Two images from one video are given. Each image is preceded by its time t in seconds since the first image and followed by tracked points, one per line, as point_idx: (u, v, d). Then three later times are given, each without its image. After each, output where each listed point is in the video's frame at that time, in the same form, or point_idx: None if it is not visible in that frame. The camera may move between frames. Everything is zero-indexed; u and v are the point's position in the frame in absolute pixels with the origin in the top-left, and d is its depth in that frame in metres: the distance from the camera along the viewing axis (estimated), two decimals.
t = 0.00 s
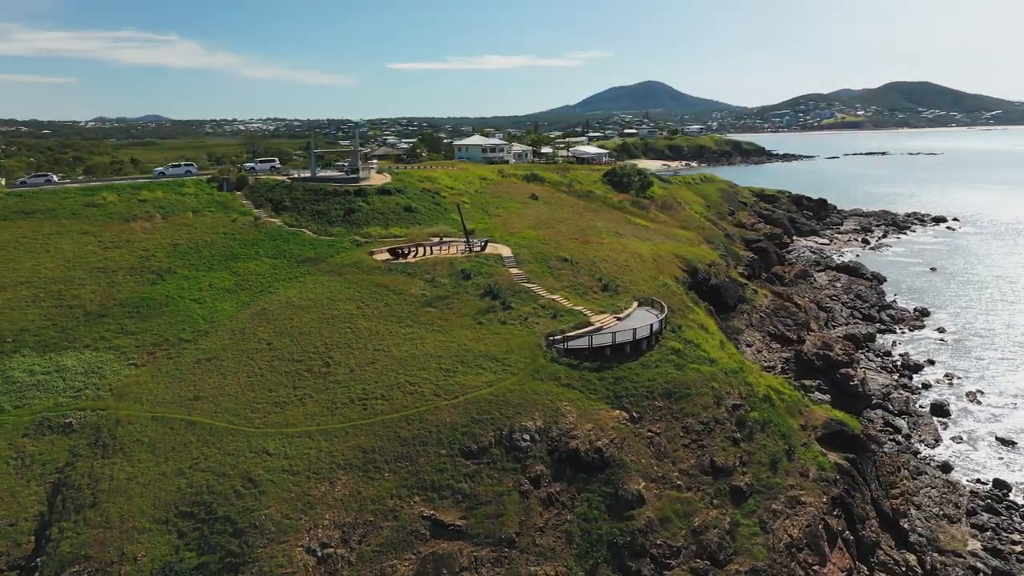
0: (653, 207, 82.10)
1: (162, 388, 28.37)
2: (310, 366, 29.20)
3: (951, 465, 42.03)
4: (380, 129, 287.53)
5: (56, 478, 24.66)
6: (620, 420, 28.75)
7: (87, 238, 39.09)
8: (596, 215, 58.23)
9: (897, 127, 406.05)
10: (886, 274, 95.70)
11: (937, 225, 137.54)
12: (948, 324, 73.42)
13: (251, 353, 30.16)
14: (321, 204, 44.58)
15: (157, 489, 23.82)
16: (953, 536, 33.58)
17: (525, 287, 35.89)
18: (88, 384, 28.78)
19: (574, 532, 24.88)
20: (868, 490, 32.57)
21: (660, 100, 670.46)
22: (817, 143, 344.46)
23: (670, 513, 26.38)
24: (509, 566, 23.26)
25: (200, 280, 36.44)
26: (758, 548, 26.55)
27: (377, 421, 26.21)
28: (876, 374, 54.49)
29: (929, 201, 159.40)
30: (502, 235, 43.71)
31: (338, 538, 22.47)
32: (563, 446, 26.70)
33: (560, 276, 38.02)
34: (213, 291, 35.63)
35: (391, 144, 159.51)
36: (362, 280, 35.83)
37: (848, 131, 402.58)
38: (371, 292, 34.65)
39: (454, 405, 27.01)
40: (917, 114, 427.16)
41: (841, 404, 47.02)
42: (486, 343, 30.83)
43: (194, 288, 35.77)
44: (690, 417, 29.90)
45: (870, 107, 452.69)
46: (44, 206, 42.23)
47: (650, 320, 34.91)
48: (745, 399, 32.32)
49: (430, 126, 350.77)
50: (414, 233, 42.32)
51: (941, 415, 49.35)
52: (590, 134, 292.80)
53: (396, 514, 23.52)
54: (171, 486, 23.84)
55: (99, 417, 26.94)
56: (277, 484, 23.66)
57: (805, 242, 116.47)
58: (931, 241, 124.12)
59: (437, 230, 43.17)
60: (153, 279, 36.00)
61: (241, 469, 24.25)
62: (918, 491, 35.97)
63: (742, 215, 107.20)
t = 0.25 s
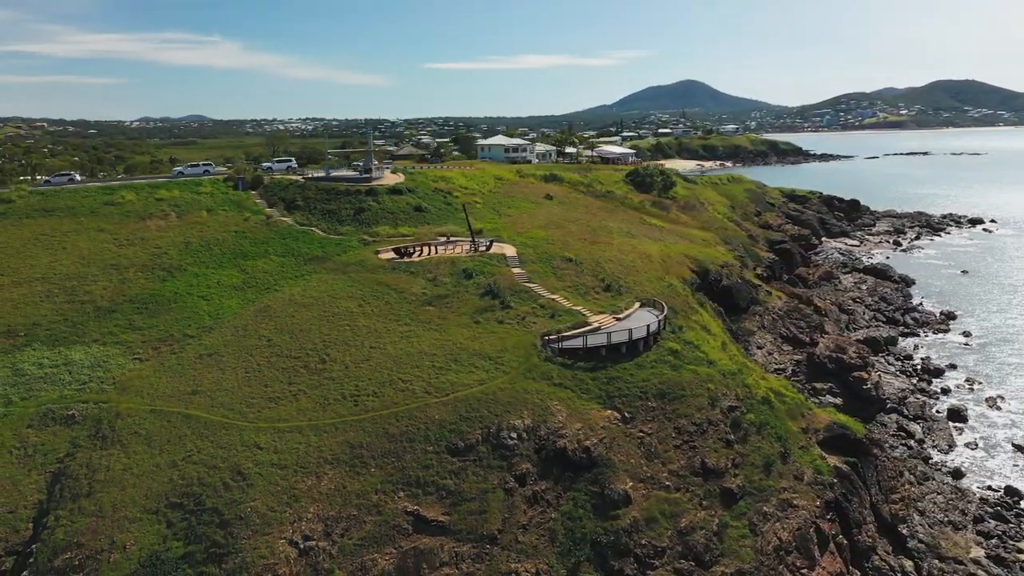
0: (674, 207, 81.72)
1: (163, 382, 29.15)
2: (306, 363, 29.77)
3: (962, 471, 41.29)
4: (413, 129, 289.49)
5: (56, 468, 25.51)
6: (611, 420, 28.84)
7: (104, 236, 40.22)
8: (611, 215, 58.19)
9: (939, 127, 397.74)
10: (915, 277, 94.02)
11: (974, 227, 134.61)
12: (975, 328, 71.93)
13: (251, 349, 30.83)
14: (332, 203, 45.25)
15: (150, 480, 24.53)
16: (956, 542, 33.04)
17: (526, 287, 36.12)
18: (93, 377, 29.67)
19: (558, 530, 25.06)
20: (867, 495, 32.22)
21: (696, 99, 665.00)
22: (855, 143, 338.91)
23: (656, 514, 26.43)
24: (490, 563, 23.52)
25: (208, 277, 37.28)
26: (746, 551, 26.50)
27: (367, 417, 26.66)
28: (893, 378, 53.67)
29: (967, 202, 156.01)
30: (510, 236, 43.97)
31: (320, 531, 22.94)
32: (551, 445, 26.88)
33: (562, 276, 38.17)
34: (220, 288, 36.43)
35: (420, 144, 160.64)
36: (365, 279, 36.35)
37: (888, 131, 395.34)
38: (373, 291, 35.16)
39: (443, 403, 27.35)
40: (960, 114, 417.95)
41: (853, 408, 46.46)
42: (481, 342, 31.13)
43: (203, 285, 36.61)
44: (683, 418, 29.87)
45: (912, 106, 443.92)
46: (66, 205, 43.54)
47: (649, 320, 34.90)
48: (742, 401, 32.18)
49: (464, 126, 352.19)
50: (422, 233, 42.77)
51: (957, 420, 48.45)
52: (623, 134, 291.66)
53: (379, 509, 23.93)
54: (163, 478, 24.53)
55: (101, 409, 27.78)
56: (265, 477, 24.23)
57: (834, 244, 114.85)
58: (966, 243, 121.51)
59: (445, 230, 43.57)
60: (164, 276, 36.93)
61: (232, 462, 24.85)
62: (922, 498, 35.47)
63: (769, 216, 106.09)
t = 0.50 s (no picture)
0: (689, 208, 81.35)
1: (157, 378, 29.87)
2: (297, 360, 30.30)
3: (966, 477, 40.70)
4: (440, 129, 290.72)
5: (50, 459, 26.29)
6: (595, 420, 28.96)
7: (113, 234, 41.20)
8: (619, 216, 58.17)
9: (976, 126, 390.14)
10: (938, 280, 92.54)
11: (1004, 229, 132.00)
12: (995, 331, 70.65)
13: (245, 346, 31.44)
14: (337, 203, 45.83)
15: (137, 472, 25.20)
16: (950, 548, 32.65)
17: (520, 287, 36.35)
18: (92, 371, 30.48)
19: (535, 528, 25.28)
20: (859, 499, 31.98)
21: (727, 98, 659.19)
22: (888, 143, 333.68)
23: (636, 514, 26.53)
24: (465, 559, 23.82)
25: (211, 275, 38.03)
26: (726, 552, 26.50)
27: (351, 414, 27.09)
28: (903, 382, 53.00)
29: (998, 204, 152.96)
30: (511, 236, 44.22)
31: (298, 525, 23.41)
32: (532, 444, 27.09)
33: (559, 276, 38.32)
34: (222, 285, 37.15)
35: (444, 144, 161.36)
36: (363, 278, 36.82)
37: (922, 130, 388.68)
38: (369, 289, 35.62)
39: (427, 401, 27.69)
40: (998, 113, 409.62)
41: (858, 411, 46.00)
42: (470, 342, 31.42)
43: (205, 282, 37.36)
44: (669, 419, 29.91)
45: (948, 105, 435.98)
46: (79, 204, 44.66)
47: (643, 321, 34.94)
48: (732, 403, 32.10)
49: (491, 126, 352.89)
50: (424, 232, 43.18)
51: (967, 425, 47.72)
52: (650, 134, 290.31)
53: (358, 504, 24.33)
54: (149, 471, 25.17)
55: (96, 403, 28.56)
56: (247, 471, 24.76)
57: (858, 246, 113.39)
58: (995, 245, 119.24)
59: (447, 230, 43.94)
60: (167, 273, 37.74)
61: (216, 457, 25.42)
62: (919, 503, 35.07)
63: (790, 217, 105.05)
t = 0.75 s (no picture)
0: (704, 209, 80.94)
1: (151, 373, 30.58)
2: (287, 357, 30.84)
3: (968, 483, 40.14)
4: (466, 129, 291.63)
5: (42, 451, 27.09)
6: (578, 420, 29.11)
7: (120, 232, 42.18)
8: (627, 216, 58.12)
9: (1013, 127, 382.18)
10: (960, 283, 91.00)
11: None
12: (1014, 336, 69.33)
13: (237, 344, 32.06)
14: (341, 203, 46.41)
15: (124, 465, 25.87)
16: (942, 555, 32.27)
17: (514, 288, 36.58)
18: (89, 366, 31.31)
19: (511, 527, 25.50)
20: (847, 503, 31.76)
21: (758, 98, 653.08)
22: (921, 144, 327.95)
23: (615, 514, 26.64)
24: (438, 556, 24.12)
25: (212, 273, 38.77)
26: (704, 554, 26.51)
27: (334, 411, 27.52)
28: (912, 386, 52.30)
29: None
30: (512, 236, 44.45)
31: (274, 519, 23.88)
32: (512, 443, 27.32)
33: (554, 277, 38.50)
34: (221, 283, 37.86)
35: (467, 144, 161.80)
36: (359, 277, 37.29)
37: (957, 130, 381.63)
38: (364, 289, 36.07)
39: (410, 399, 28.04)
40: None
41: (861, 415, 45.54)
42: (459, 341, 31.71)
43: (205, 280, 38.10)
44: (653, 420, 29.95)
45: (985, 105, 427.52)
46: (90, 203, 45.77)
47: (634, 321, 34.98)
48: (720, 405, 32.04)
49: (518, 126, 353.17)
50: (424, 232, 43.57)
51: (974, 430, 47.01)
52: (677, 134, 288.65)
53: (335, 500, 24.74)
54: (135, 464, 25.84)
55: (91, 397, 29.35)
56: (229, 466, 25.30)
57: (880, 248, 111.87)
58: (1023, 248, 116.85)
59: (447, 230, 44.28)
60: (170, 271, 38.55)
61: (200, 451, 26.01)
62: (913, 508, 34.68)
63: (810, 218, 104.00)
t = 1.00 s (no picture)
0: (718, 209, 80.44)
1: (145, 368, 31.30)
2: (277, 354, 31.37)
3: (968, 489, 39.57)
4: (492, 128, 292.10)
5: (35, 443, 27.89)
6: (561, 420, 29.26)
7: (126, 230, 43.10)
8: (634, 216, 58.02)
9: None
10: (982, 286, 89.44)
11: None
12: None
13: (230, 340, 32.68)
14: (344, 202, 46.96)
15: (111, 458, 26.56)
16: (932, 561, 31.90)
17: (506, 288, 36.79)
18: (87, 361, 32.12)
19: (487, 525, 25.76)
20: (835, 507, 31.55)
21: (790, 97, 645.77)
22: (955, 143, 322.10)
23: (592, 514, 26.77)
24: (412, 552, 24.45)
25: (213, 271, 39.49)
26: (681, 555, 26.56)
27: (317, 408, 27.98)
28: (920, 390, 51.60)
29: None
30: (511, 236, 44.66)
31: (252, 513, 24.38)
32: (491, 442, 27.57)
33: (548, 277, 38.65)
34: (221, 281, 38.55)
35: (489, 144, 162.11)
36: (355, 276, 37.75)
37: (994, 130, 374.08)
38: (358, 287, 36.53)
39: (393, 397, 28.41)
40: None
41: (864, 419, 45.08)
42: (446, 340, 32.00)
43: (205, 277, 38.83)
44: (637, 420, 29.99)
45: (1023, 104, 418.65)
46: (101, 202, 46.80)
47: (624, 322, 35.01)
48: (707, 406, 31.99)
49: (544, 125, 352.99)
50: (424, 232, 43.96)
51: (981, 436, 46.28)
52: (705, 134, 286.32)
53: (312, 495, 25.17)
54: (122, 457, 26.51)
55: (85, 391, 30.12)
56: (210, 461, 25.85)
57: (904, 249, 110.25)
58: None
59: (447, 230, 44.60)
60: (172, 269, 39.34)
61: (185, 445, 26.61)
62: (906, 513, 34.31)
63: (830, 219, 102.83)
